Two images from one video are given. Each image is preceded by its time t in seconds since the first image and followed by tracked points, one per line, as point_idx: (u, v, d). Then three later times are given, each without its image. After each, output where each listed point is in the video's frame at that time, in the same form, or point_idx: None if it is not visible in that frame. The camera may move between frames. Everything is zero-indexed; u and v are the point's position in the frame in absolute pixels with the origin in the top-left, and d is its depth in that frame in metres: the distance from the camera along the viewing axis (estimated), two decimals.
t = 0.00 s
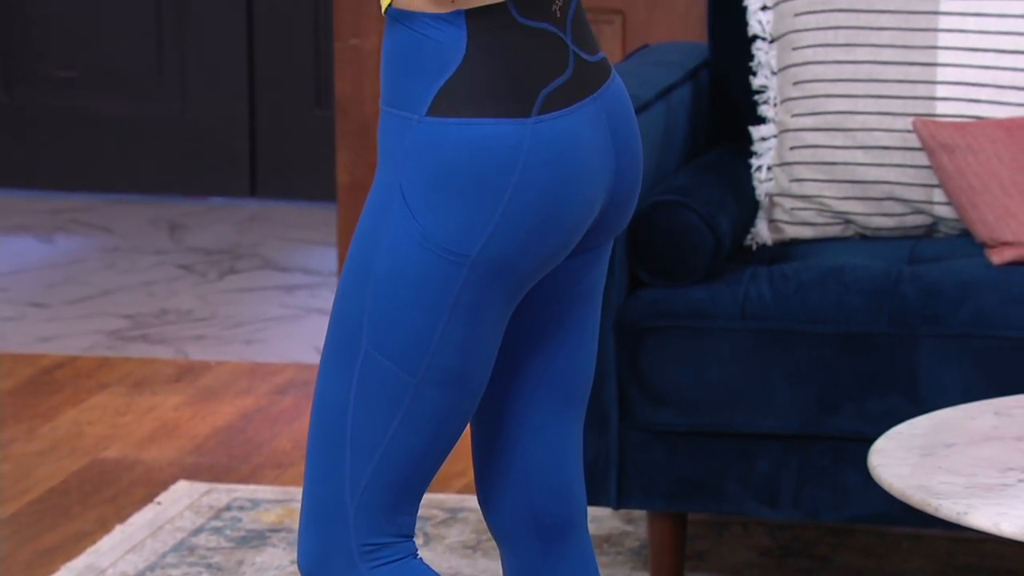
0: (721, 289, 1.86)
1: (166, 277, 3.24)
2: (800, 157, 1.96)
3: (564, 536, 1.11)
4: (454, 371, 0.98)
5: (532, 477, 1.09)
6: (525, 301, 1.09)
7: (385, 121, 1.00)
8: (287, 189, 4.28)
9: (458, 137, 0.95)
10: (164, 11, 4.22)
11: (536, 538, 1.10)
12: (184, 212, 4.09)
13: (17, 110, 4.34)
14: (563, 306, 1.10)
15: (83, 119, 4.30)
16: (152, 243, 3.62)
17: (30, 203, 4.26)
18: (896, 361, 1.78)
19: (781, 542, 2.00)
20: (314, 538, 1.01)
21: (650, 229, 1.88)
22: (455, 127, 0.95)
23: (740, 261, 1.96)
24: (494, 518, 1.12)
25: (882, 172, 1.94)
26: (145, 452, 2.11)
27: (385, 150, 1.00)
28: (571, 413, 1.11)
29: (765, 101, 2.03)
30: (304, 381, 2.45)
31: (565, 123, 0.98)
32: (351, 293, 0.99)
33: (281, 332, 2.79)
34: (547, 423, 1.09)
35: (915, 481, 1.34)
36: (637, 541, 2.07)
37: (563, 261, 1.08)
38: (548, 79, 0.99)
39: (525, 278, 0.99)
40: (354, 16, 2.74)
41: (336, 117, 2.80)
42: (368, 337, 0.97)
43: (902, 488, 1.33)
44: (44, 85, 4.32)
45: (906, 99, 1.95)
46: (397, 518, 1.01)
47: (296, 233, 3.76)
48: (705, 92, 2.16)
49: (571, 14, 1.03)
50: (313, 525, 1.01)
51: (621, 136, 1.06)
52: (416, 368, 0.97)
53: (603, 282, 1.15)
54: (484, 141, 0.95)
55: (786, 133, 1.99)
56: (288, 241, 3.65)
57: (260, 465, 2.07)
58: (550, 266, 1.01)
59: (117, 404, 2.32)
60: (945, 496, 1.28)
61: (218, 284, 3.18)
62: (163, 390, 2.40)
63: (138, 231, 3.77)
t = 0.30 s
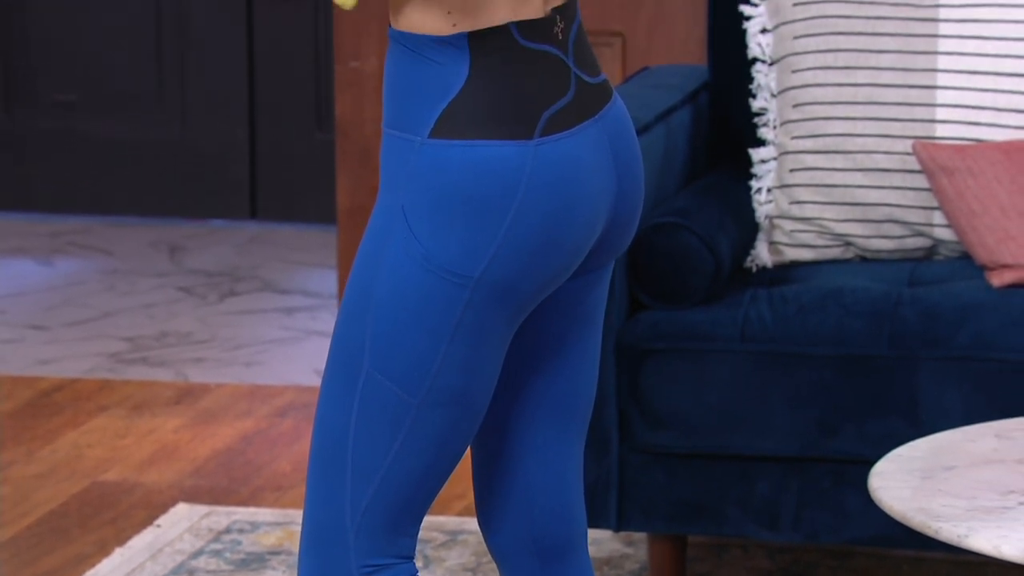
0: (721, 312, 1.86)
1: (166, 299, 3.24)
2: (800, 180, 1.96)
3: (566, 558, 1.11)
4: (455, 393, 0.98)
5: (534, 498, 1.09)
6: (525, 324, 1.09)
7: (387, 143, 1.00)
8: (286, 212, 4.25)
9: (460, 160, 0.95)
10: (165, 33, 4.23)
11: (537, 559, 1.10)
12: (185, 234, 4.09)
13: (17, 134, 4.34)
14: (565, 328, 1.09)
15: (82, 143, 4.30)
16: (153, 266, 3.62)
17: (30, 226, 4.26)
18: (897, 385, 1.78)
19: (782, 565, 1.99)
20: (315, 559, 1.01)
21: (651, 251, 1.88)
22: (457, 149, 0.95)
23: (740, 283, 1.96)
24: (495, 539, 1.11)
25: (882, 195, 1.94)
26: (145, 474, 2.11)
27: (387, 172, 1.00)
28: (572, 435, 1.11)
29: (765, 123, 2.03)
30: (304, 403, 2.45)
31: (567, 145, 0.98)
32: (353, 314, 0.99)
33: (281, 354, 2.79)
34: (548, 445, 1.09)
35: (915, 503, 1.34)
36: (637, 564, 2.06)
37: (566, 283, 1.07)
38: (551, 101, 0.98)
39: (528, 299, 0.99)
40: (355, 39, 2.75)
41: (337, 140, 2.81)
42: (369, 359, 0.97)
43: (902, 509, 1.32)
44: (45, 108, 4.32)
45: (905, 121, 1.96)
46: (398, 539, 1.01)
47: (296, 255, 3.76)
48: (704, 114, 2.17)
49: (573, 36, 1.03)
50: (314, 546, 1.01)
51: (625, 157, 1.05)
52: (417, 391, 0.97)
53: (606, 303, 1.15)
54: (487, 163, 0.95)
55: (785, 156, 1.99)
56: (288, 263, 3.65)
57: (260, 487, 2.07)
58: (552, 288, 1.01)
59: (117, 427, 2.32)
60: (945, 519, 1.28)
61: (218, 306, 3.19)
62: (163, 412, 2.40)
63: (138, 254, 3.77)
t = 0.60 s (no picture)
0: (722, 334, 1.86)
1: (168, 320, 3.25)
2: (801, 202, 1.97)
3: None
4: (455, 412, 0.98)
5: (535, 519, 1.09)
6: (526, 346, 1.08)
7: (389, 164, 1.02)
8: (288, 233, 4.27)
9: (458, 180, 0.96)
10: (166, 55, 4.21)
11: None
12: (186, 256, 4.10)
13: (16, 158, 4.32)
14: (567, 350, 1.09)
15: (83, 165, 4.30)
16: (154, 287, 3.63)
17: (30, 247, 4.25)
18: (899, 406, 1.78)
19: None
20: None
21: (651, 272, 1.87)
22: (457, 168, 0.96)
23: (740, 304, 1.95)
24: (496, 559, 1.12)
25: (883, 217, 1.95)
26: (146, 496, 2.11)
27: (388, 193, 1.01)
28: (573, 457, 1.11)
29: (765, 145, 2.01)
30: (304, 425, 2.45)
31: (568, 165, 0.99)
32: (354, 333, 1.00)
33: (282, 375, 2.79)
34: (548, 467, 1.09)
35: (916, 525, 1.33)
36: None
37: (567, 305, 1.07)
38: (552, 122, 0.99)
39: (529, 320, 1.00)
40: (356, 61, 2.75)
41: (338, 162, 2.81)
42: (369, 377, 0.98)
43: (904, 532, 1.32)
44: (45, 131, 4.29)
45: (906, 143, 1.96)
46: (399, 558, 1.01)
47: (298, 277, 3.77)
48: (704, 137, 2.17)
49: (577, 59, 1.04)
50: (315, 564, 1.02)
51: (627, 179, 1.06)
52: (417, 410, 0.97)
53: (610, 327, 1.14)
54: (486, 183, 0.96)
55: (786, 177, 1.99)
56: (288, 285, 3.66)
57: (261, 508, 2.06)
58: (553, 308, 1.01)
59: (117, 449, 2.31)
60: (948, 541, 1.28)
61: (219, 327, 3.19)
62: (163, 434, 2.40)
63: (139, 275, 3.77)
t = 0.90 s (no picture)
0: (725, 351, 1.86)
1: (171, 340, 3.25)
2: (805, 221, 1.97)
3: None
4: (446, 430, 0.97)
5: (535, 535, 1.10)
6: (524, 358, 1.08)
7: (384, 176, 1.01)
8: (292, 253, 4.28)
9: (439, 196, 0.94)
10: (170, 75, 4.20)
11: None
12: (191, 275, 4.10)
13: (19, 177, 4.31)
14: (568, 366, 1.09)
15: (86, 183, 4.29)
16: (159, 306, 3.63)
17: (34, 267, 4.26)
18: (901, 425, 1.77)
19: None
20: None
21: (655, 291, 1.87)
22: (439, 184, 0.95)
23: (743, 322, 1.95)
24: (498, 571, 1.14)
25: (887, 236, 1.95)
26: (149, 515, 2.11)
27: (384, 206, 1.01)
28: (576, 471, 1.11)
29: (768, 164, 2.03)
30: (308, 444, 2.45)
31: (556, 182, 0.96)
32: (349, 350, 1.00)
33: (286, 395, 2.79)
34: (547, 480, 1.10)
35: (920, 545, 1.33)
36: None
37: (572, 327, 1.07)
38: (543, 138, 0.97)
39: (519, 341, 0.97)
40: (360, 81, 2.75)
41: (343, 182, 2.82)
42: (361, 394, 0.99)
43: (908, 552, 1.32)
44: (49, 149, 4.29)
45: (910, 162, 1.97)
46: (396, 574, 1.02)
47: (302, 296, 3.77)
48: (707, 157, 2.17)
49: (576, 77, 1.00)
50: None
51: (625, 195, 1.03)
52: (406, 427, 0.97)
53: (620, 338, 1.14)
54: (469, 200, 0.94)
55: (789, 197, 1.99)
56: (292, 304, 3.66)
57: (264, 528, 2.06)
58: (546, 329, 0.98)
59: (120, 468, 2.31)
60: (952, 560, 1.27)
61: (222, 346, 3.20)
62: (167, 454, 2.40)
63: (144, 295, 3.78)
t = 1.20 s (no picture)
0: (727, 370, 1.85)
1: (171, 358, 3.24)
2: (809, 239, 1.97)
3: None
4: (450, 449, 0.98)
5: (540, 556, 1.10)
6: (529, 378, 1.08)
7: (389, 196, 1.02)
8: (293, 269, 4.26)
9: (446, 215, 0.96)
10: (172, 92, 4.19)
11: None
12: (191, 293, 4.09)
13: (19, 195, 4.30)
14: (574, 388, 1.08)
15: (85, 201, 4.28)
16: (159, 324, 3.62)
17: (34, 285, 4.25)
18: (905, 445, 1.76)
19: None
20: None
21: (659, 310, 1.86)
22: (447, 203, 0.96)
23: (747, 340, 1.94)
24: None
25: (891, 254, 1.94)
26: (150, 535, 2.10)
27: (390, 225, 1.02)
28: (581, 492, 1.11)
29: (772, 181, 2.02)
30: (309, 463, 2.44)
31: (562, 203, 0.97)
32: (351, 367, 1.00)
33: (287, 414, 2.78)
34: (549, 500, 1.09)
35: (925, 564, 1.31)
36: None
37: (581, 349, 1.07)
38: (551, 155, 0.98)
39: (524, 357, 0.98)
40: (362, 100, 2.75)
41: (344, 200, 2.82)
42: (364, 412, 0.99)
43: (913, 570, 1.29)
44: (52, 167, 4.29)
45: (914, 180, 1.97)
46: None
47: (302, 314, 3.76)
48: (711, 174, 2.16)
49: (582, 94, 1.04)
50: None
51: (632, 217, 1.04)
52: (410, 445, 0.98)
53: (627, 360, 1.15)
54: (475, 218, 0.95)
55: (793, 214, 1.99)
56: (292, 322, 3.65)
57: (264, 547, 2.05)
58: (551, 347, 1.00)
59: (121, 487, 2.30)
60: None
61: (223, 365, 3.19)
62: (167, 473, 2.39)
63: (144, 313, 3.77)
